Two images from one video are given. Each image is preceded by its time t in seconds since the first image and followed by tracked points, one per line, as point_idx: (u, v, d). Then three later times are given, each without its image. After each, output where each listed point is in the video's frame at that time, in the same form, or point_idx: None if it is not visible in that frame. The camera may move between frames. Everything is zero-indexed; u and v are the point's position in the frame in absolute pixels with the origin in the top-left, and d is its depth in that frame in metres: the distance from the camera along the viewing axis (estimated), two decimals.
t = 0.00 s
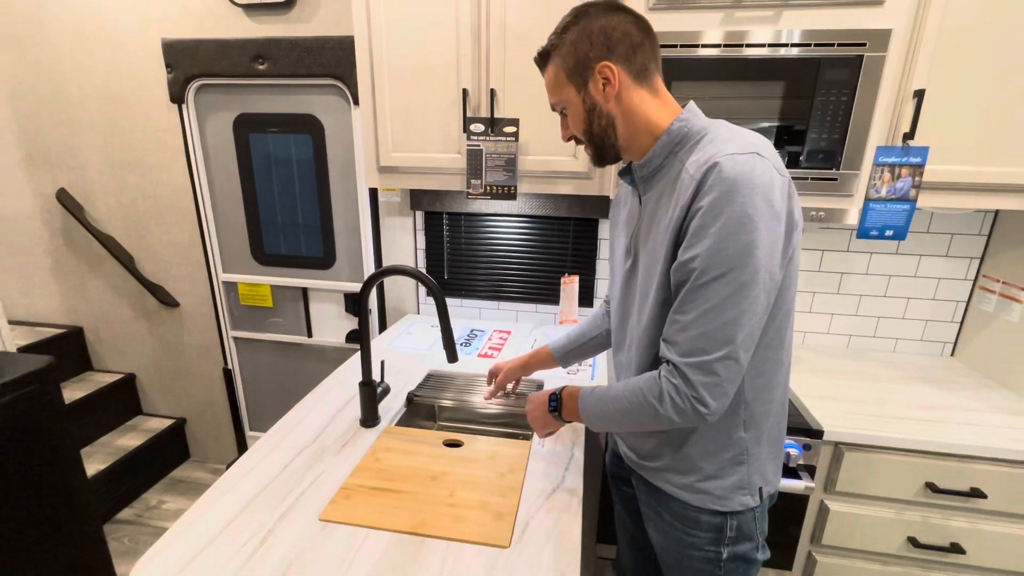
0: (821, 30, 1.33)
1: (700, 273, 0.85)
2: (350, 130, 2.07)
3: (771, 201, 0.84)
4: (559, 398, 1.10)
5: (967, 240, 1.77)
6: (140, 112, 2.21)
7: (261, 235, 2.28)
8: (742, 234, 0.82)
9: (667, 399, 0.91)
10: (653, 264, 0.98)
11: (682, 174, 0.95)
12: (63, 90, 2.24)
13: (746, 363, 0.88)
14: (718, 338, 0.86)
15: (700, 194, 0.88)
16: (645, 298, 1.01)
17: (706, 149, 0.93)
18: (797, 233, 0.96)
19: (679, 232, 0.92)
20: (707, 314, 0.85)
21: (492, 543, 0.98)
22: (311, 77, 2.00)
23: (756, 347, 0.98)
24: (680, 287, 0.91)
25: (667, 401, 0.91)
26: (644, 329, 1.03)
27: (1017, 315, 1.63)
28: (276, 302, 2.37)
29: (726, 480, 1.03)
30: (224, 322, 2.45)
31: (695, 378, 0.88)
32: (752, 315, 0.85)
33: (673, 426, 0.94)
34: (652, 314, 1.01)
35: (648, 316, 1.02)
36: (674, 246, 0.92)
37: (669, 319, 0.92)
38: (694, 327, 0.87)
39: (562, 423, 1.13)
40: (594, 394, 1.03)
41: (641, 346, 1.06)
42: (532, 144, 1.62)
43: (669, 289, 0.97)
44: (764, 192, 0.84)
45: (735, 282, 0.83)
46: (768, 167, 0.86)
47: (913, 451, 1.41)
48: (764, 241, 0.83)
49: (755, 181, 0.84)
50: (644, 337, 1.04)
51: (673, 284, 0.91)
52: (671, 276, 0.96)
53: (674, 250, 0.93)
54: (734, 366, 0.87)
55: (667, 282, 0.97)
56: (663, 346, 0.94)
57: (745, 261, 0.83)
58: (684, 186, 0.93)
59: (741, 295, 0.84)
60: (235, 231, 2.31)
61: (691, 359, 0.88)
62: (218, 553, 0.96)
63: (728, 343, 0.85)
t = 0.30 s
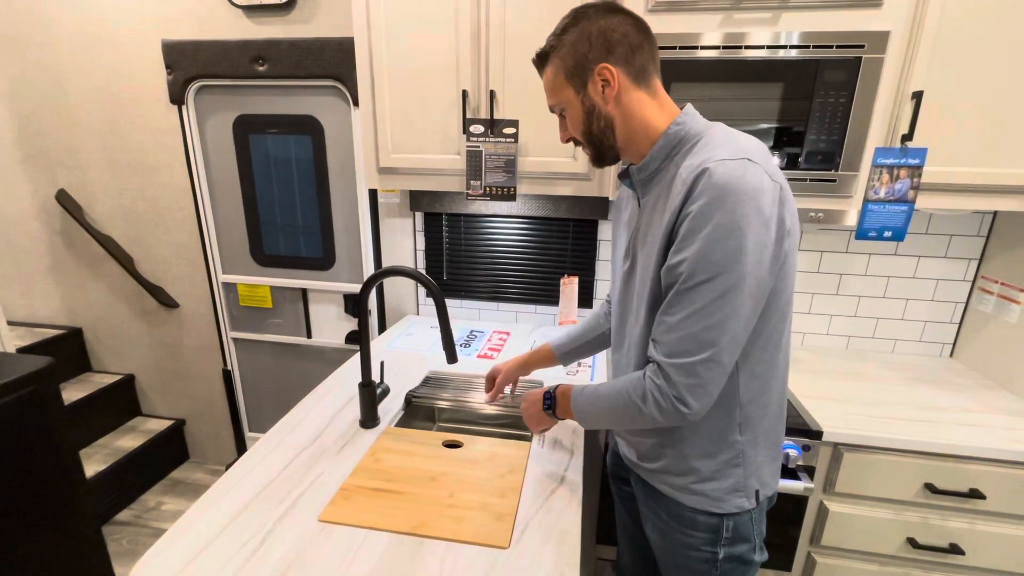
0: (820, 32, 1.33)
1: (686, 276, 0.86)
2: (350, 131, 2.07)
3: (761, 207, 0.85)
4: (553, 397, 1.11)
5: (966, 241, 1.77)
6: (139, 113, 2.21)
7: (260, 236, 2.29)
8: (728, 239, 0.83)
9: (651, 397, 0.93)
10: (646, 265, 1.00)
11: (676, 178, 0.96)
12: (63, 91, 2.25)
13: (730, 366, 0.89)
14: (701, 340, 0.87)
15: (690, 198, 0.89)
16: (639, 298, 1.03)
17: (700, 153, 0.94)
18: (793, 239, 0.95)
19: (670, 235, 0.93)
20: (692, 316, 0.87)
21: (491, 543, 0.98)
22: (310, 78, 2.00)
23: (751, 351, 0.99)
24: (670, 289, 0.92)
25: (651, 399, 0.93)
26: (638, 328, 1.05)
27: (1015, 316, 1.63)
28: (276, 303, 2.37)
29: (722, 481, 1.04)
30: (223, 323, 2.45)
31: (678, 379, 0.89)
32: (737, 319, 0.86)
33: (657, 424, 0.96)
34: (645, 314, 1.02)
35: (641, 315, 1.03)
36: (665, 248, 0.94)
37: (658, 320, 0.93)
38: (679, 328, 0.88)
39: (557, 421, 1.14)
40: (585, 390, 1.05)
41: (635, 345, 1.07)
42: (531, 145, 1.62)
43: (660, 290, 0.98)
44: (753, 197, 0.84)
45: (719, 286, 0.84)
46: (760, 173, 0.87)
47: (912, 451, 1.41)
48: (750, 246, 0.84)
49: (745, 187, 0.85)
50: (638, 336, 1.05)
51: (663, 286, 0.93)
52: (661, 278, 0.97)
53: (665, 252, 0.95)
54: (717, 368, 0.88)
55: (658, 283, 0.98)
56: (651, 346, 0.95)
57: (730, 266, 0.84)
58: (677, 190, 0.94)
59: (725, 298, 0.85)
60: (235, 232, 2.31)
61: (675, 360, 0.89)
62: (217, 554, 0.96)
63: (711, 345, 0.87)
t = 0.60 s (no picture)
0: (819, 32, 1.33)
1: (660, 274, 0.89)
2: (350, 131, 2.07)
3: (742, 212, 0.84)
4: (537, 384, 1.16)
5: (965, 241, 1.77)
6: (139, 112, 2.21)
7: (260, 236, 2.29)
8: (700, 242, 0.85)
9: (620, 385, 0.98)
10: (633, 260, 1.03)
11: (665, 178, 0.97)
12: (62, 91, 2.24)
13: (696, 365, 0.91)
14: (669, 337, 0.89)
15: (673, 199, 0.90)
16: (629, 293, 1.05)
17: (691, 156, 0.94)
18: (784, 244, 0.95)
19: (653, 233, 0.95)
20: (662, 313, 0.89)
21: (490, 543, 0.98)
22: (310, 78, 2.00)
23: (743, 353, 0.99)
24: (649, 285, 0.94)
25: (617, 386, 0.98)
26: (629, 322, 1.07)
27: (1014, 316, 1.63)
28: (275, 303, 2.37)
29: (719, 481, 1.04)
30: (222, 323, 2.45)
31: (644, 371, 0.92)
32: (707, 321, 0.87)
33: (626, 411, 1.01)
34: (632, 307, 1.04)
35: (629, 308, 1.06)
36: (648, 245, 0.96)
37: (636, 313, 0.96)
38: (649, 323, 0.90)
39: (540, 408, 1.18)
40: (569, 376, 1.09)
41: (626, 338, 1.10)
42: (531, 145, 1.62)
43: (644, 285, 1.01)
44: (734, 203, 0.84)
45: (689, 287, 0.86)
46: (744, 179, 0.86)
47: (912, 451, 1.41)
48: (725, 251, 0.84)
49: (725, 192, 0.85)
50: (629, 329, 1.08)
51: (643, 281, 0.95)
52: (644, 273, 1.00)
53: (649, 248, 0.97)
54: (684, 365, 0.90)
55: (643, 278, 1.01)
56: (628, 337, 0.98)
57: (701, 268, 0.85)
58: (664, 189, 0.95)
59: (695, 299, 0.86)
60: (234, 232, 2.31)
61: (643, 354, 0.92)
62: (216, 554, 0.96)
63: (678, 343, 0.89)
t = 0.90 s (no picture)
0: (820, 30, 1.33)
1: (645, 273, 0.88)
2: (349, 130, 2.07)
3: (727, 213, 0.84)
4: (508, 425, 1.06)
5: (966, 240, 1.77)
6: (138, 111, 2.21)
7: (259, 235, 2.28)
8: (684, 242, 0.84)
9: (604, 391, 0.93)
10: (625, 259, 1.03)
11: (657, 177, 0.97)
12: (61, 90, 2.24)
13: (677, 364, 0.90)
14: (653, 338, 0.88)
15: (661, 198, 0.90)
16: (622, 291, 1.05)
17: (680, 155, 0.94)
18: (774, 243, 0.94)
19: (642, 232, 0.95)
20: (646, 312, 0.88)
21: (490, 542, 0.98)
22: (309, 77, 2.00)
23: (736, 352, 0.98)
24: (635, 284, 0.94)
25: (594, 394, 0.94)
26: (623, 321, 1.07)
27: (1015, 315, 1.63)
28: (275, 302, 2.37)
29: (713, 480, 1.03)
30: (222, 322, 2.45)
31: (624, 369, 0.91)
32: (691, 322, 0.87)
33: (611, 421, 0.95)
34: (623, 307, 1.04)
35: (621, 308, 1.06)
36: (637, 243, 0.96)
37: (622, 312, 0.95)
38: (632, 321, 0.90)
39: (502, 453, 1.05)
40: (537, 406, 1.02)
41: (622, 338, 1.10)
42: (531, 143, 1.62)
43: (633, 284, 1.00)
44: (719, 203, 0.84)
45: (673, 286, 0.85)
46: (730, 179, 0.85)
47: (912, 450, 1.40)
48: (709, 252, 0.84)
49: (710, 192, 0.84)
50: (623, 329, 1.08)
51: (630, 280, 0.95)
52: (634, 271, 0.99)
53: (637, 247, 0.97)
54: (665, 365, 0.90)
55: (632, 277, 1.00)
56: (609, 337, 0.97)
57: (685, 268, 0.84)
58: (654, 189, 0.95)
59: (679, 299, 0.86)
60: (233, 231, 2.31)
61: (623, 352, 0.90)
62: (214, 553, 0.95)
63: (661, 344, 0.88)
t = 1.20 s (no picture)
0: (822, 28, 1.32)
1: (632, 278, 0.88)
2: (350, 129, 2.07)
3: (711, 220, 0.84)
4: (505, 477, 1.03)
5: (968, 239, 1.76)
6: (138, 110, 2.20)
7: (260, 234, 2.28)
8: (669, 249, 0.84)
9: (588, 398, 0.92)
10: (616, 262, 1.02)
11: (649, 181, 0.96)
12: (62, 88, 2.24)
13: (659, 370, 0.90)
14: (637, 344, 0.87)
15: (651, 203, 0.90)
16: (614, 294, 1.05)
17: (671, 161, 0.94)
18: (766, 247, 0.93)
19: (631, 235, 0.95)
20: (630, 318, 0.87)
21: (492, 542, 0.98)
22: (310, 75, 1.99)
23: (731, 353, 0.98)
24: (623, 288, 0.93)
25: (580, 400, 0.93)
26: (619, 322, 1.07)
27: (1018, 315, 1.62)
28: (276, 301, 2.37)
29: (709, 480, 1.03)
30: (223, 321, 2.45)
31: (609, 374, 0.90)
32: (675, 329, 0.86)
33: (597, 432, 0.93)
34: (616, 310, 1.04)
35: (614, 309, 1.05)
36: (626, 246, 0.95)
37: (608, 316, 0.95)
38: (618, 325, 0.89)
39: (507, 505, 1.02)
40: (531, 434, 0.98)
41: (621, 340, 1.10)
42: (532, 142, 1.61)
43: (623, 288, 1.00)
44: (703, 210, 0.84)
45: (657, 293, 0.85)
46: (720, 186, 0.85)
47: (914, 450, 1.40)
48: (692, 259, 0.83)
49: (698, 199, 0.84)
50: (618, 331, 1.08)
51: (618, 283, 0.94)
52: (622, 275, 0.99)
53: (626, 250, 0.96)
54: (649, 371, 0.89)
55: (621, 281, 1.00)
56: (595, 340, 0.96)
57: (669, 275, 0.84)
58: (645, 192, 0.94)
59: (664, 305, 0.85)
60: (234, 230, 2.31)
61: (608, 356, 0.90)
62: (216, 552, 0.95)
63: (646, 350, 0.87)
